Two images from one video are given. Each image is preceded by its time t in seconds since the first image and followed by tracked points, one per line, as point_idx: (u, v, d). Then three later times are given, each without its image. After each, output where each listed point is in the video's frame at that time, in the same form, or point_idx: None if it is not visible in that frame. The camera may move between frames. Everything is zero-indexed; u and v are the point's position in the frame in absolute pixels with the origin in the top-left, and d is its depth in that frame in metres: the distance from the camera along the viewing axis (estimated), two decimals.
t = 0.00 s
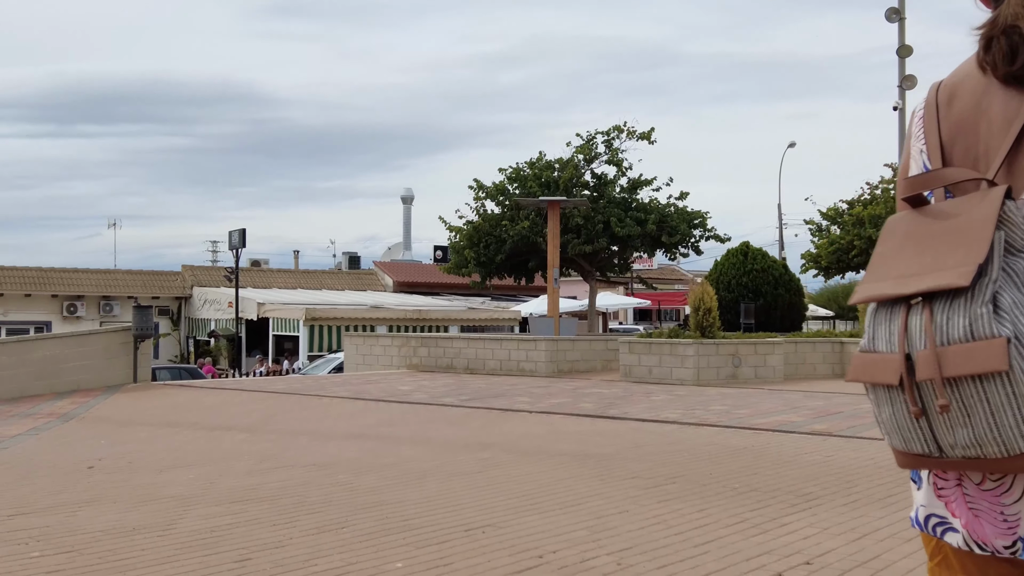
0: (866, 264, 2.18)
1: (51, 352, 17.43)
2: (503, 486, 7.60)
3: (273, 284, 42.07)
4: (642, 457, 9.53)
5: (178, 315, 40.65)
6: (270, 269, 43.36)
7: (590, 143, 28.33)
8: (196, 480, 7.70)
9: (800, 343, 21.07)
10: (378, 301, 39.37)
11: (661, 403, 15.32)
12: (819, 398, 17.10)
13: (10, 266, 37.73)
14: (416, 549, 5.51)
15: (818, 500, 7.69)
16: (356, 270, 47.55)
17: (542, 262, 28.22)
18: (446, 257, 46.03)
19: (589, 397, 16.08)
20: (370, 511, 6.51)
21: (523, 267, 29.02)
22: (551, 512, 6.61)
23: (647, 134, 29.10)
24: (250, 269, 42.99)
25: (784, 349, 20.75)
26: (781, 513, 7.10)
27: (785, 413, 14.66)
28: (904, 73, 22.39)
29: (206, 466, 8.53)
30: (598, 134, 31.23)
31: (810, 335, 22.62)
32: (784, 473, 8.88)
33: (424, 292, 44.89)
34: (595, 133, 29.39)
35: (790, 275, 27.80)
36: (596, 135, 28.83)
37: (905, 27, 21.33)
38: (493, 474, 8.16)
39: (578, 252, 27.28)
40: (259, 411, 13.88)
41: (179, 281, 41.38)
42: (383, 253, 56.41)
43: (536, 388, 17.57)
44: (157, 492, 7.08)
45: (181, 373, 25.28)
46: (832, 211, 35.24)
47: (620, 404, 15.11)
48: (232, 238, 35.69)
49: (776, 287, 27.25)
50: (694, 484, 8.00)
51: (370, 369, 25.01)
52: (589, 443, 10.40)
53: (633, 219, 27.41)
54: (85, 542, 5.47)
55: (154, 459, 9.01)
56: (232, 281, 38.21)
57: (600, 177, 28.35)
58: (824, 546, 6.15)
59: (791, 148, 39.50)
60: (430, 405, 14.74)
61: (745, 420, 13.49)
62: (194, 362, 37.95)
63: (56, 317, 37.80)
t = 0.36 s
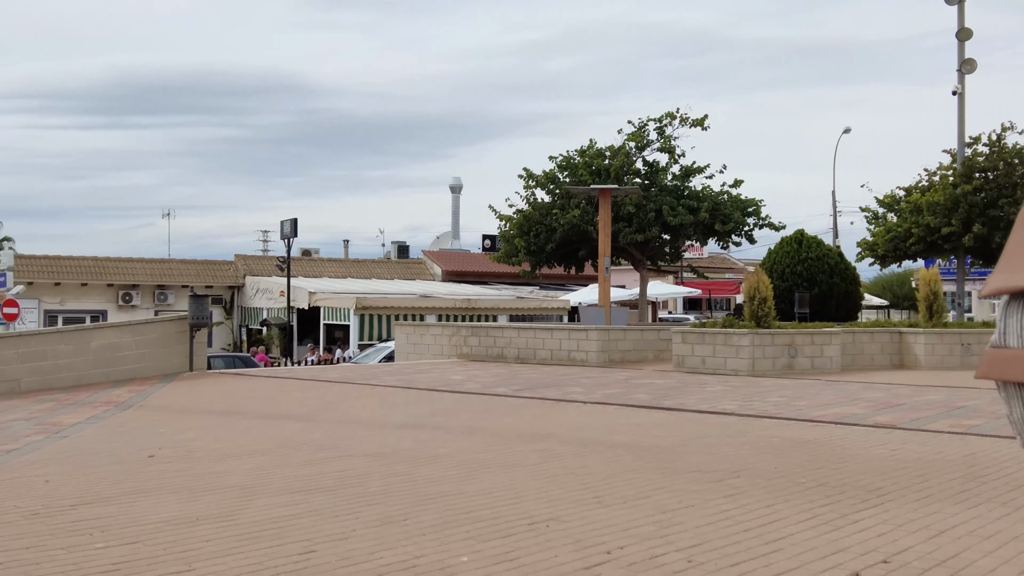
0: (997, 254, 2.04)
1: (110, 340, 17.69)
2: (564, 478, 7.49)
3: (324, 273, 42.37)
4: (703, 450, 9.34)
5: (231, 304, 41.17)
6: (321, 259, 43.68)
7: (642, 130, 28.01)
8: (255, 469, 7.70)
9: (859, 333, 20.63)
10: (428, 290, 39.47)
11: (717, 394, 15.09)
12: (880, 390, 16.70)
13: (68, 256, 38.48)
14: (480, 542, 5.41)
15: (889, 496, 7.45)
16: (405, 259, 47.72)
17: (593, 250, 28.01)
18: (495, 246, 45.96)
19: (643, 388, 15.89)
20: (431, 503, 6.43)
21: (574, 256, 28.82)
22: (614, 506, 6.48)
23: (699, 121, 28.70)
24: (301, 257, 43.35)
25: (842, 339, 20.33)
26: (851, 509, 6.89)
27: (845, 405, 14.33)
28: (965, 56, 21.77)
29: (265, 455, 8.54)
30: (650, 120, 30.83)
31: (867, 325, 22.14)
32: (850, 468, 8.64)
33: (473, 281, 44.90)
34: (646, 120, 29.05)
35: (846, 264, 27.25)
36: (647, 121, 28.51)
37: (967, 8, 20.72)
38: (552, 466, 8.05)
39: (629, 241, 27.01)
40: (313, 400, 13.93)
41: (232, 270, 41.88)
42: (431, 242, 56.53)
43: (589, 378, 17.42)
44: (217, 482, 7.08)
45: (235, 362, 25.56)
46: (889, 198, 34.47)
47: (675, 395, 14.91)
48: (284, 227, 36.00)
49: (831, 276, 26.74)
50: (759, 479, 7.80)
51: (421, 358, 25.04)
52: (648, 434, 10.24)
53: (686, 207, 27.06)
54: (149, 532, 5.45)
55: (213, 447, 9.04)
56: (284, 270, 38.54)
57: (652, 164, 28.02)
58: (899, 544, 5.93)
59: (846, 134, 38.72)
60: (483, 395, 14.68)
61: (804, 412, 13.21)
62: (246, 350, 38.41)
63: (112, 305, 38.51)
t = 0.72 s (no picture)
0: None
1: (146, 333, 17.75)
2: (608, 472, 7.34)
3: (356, 267, 42.45)
4: (748, 445, 9.14)
5: (263, 297, 41.37)
6: (353, 252, 43.75)
7: (677, 121, 27.73)
8: (295, 462, 7.61)
9: (899, 326, 20.24)
10: (460, 283, 39.41)
11: (757, 388, 14.84)
12: (924, 384, 16.38)
13: (104, 249, 38.85)
14: (528, 537, 5.27)
15: (944, 492, 7.22)
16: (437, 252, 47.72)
17: (627, 243, 27.76)
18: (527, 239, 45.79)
19: (681, 381, 15.68)
20: (475, 497, 6.30)
21: (607, 249, 28.59)
22: (663, 502, 6.31)
23: (735, 112, 28.35)
24: (333, 251, 43.45)
25: (882, 332, 19.97)
26: (907, 506, 6.67)
27: (889, 399, 14.05)
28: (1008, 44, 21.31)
29: (304, 447, 8.46)
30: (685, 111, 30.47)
31: (908, 317, 21.73)
32: (902, 463, 8.40)
33: (505, 275, 44.78)
34: (681, 111, 28.75)
35: (885, 256, 26.80)
36: (682, 112, 28.21)
37: None
38: (596, 459, 7.91)
39: (664, 233, 26.75)
40: (349, 392, 13.87)
41: (265, 263, 42.05)
42: (463, 235, 56.48)
43: (625, 372, 17.23)
44: (258, 475, 7.00)
45: (269, 354, 25.62)
46: (928, 190, 33.89)
47: (714, 389, 14.68)
48: (317, 220, 36.08)
49: (869, 268, 26.31)
50: (809, 476, 7.59)
51: (453, 351, 24.97)
52: (690, 428, 10.05)
53: (722, 199, 26.75)
54: (190, 526, 5.37)
55: (251, 440, 8.98)
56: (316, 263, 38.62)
57: (686, 155, 27.72)
58: (962, 542, 5.71)
59: (884, 125, 38.13)
60: (520, 387, 14.54)
61: (848, 406, 12.94)
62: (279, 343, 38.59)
63: (147, 298, 38.84)
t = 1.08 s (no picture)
0: None
1: (180, 323, 17.71)
2: (656, 467, 7.08)
3: (388, 256, 42.39)
4: (796, 438, 8.84)
5: (297, 287, 41.44)
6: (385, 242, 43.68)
7: (714, 107, 27.29)
8: (332, 454, 7.43)
9: (943, 316, 19.74)
10: (492, 273, 39.20)
11: (799, 379, 14.50)
12: (971, 375, 15.93)
13: (139, 240, 39.08)
14: (575, 536, 5.04)
15: (1008, 487, 6.89)
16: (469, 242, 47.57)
17: (662, 231, 27.38)
18: (560, 228, 45.49)
19: (721, 372, 15.36)
20: (519, 492, 6.08)
21: (642, 238, 28.23)
22: (714, 498, 6.04)
23: (773, 97, 27.87)
24: (366, 241, 43.39)
25: (925, 322, 19.49)
26: (970, 503, 6.35)
27: (937, 390, 13.65)
28: None
29: (340, 438, 8.28)
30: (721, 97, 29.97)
31: (952, 306, 21.19)
32: (959, 457, 8.06)
33: (538, 264, 44.51)
34: (717, 97, 28.32)
35: (926, 244, 26.21)
36: (719, 99, 27.78)
37: None
38: (641, 452, 7.65)
39: (700, 222, 26.36)
40: (384, 382, 13.71)
41: (298, 253, 42.11)
42: (495, 225, 56.26)
43: (663, 362, 16.90)
44: (295, 467, 6.82)
45: (302, 344, 25.58)
46: (969, 176, 33.14)
47: (756, 380, 14.34)
48: (349, 210, 36.03)
49: (910, 256, 25.74)
50: (864, 471, 7.28)
51: (487, 341, 24.78)
52: (735, 421, 9.77)
53: (759, 186, 26.31)
54: (226, 521, 5.20)
55: (287, 431, 8.81)
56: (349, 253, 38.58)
57: (723, 142, 27.28)
58: None
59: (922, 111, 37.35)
60: (557, 378, 14.30)
61: (896, 398, 12.57)
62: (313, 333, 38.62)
63: (182, 288, 39.04)
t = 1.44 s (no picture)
0: None
1: (226, 317, 17.71)
2: (713, 470, 6.79)
3: (432, 250, 42.32)
4: (858, 439, 8.48)
5: (341, 280, 41.54)
6: (429, 235, 43.61)
7: (763, 96, 26.77)
8: (377, 453, 7.24)
9: (1001, 311, 19.16)
10: (536, 266, 38.95)
11: (855, 376, 14.06)
12: None
13: (186, 234, 39.46)
14: (635, 548, 4.76)
15: None
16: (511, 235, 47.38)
17: (709, 224, 26.93)
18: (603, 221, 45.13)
19: (773, 369, 14.96)
20: (572, 497, 5.83)
21: (688, 230, 27.79)
22: (778, 507, 5.75)
23: (824, 86, 27.30)
24: (409, 234, 43.38)
25: (983, 317, 18.91)
26: None
27: (1000, 388, 13.16)
28: None
29: (386, 437, 8.10)
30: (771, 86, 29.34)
31: (1011, 299, 20.53)
32: None
33: (581, 258, 44.17)
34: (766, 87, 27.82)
35: (981, 236, 25.47)
36: (768, 88, 27.27)
37: None
38: (696, 454, 7.37)
39: (748, 214, 25.88)
40: (429, 378, 13.53)
41: (342, 247, 42.20)
42: (538, 218, 55.98)
43: (712, 358, 16.53)
44: (340, 467, 6.64)
45: (347, 338, 25.55)
46: None
47: (810, 377, 13.93)
48: (393, 204, 36.00)
49: (964, 249, 25.02)
50: (933, 475, 6.93)
51: (532, 335, 24.55)
52: (792, 420, 9.43)
53: (810, 177, 25.78)
54: (269, 526, 5.02)
55: (332, 428, 8.64)
56: (393, 246, 38.55)
57: (772, 133, 26.74)
58: None
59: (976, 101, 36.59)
60: (605, 374, 14.02)
61: (958, 395, 12.13)
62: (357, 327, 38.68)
63: (228, 282, 39.33)
